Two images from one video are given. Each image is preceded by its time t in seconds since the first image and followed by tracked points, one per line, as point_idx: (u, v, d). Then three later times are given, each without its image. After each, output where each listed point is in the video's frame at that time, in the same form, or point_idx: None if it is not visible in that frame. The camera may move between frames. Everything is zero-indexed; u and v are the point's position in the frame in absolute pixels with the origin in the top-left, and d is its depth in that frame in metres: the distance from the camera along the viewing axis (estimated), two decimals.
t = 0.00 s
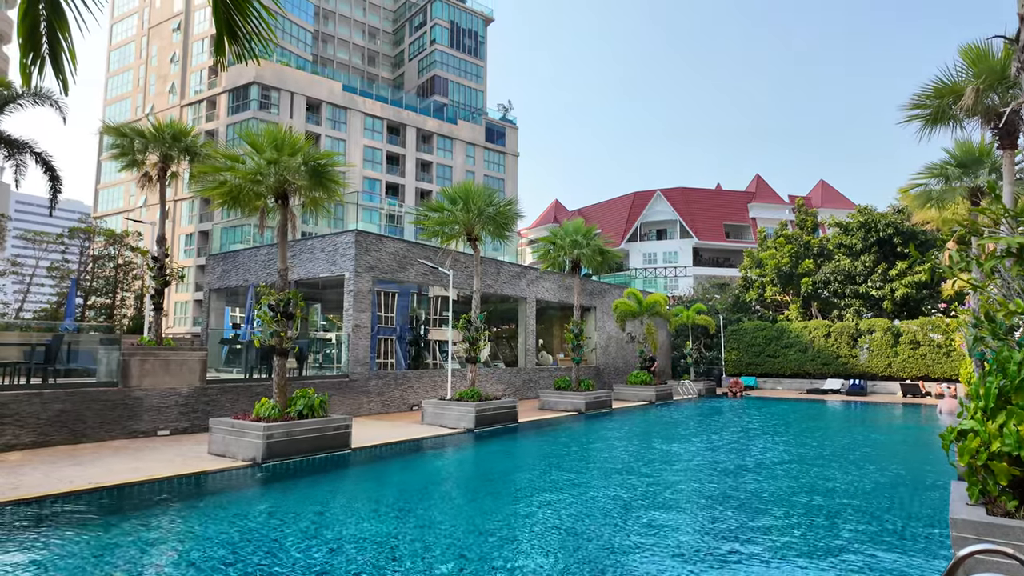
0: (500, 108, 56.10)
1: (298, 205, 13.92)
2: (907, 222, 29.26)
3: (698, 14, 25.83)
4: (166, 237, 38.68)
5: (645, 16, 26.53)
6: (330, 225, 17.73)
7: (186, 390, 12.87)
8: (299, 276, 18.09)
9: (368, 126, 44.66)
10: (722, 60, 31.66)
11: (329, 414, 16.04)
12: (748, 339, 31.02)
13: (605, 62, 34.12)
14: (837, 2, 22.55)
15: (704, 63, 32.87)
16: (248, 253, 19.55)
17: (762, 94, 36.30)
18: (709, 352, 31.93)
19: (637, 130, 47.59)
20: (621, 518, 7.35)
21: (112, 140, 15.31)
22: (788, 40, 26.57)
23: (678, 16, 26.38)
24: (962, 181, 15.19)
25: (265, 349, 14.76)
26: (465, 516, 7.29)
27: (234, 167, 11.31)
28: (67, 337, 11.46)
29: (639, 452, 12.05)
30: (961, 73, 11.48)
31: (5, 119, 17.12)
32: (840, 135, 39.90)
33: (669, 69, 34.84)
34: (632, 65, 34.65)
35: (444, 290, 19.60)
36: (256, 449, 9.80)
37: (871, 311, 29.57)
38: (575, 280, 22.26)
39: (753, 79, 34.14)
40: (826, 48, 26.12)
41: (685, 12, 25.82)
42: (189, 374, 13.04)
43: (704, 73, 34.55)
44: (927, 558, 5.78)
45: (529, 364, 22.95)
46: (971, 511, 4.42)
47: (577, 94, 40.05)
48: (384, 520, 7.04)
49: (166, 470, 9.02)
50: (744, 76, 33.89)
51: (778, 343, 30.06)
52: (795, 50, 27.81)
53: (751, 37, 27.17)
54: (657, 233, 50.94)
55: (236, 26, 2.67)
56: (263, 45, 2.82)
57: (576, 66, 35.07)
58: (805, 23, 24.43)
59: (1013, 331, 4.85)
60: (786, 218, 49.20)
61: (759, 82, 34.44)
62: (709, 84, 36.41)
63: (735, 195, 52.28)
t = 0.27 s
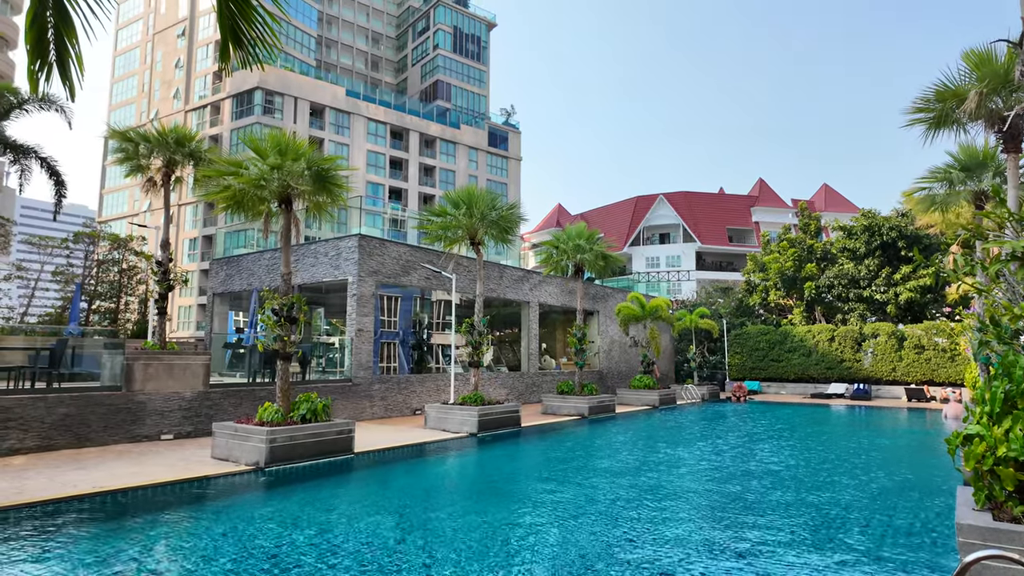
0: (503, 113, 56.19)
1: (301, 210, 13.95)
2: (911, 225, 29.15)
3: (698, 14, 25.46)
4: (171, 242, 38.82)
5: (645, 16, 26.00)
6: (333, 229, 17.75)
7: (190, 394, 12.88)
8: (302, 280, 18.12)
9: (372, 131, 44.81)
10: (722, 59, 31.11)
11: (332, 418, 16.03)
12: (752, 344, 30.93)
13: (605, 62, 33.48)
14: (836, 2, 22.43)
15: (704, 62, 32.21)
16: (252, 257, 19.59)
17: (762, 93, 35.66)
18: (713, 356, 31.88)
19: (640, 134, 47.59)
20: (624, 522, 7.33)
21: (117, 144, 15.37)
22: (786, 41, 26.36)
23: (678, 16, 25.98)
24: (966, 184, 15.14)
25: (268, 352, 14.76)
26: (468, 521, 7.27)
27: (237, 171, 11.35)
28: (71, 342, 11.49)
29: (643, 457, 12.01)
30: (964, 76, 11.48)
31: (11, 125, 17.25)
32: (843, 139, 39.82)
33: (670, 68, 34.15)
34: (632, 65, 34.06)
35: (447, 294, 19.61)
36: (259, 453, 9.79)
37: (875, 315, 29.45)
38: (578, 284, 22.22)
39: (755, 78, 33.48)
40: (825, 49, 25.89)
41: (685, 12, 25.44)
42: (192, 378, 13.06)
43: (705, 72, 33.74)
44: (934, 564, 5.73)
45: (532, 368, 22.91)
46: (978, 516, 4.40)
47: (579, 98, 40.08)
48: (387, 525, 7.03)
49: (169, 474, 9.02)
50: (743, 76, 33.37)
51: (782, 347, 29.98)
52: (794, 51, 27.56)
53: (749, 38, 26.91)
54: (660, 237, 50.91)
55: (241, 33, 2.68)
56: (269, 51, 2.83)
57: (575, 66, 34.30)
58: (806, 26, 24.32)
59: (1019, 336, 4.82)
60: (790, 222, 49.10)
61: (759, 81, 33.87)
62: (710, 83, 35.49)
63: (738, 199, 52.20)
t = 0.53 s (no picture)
0: (505, 116, 56.25)
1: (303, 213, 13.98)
2: (914, 228, 29.09)
3: (698, 14, 25.13)
4: (173, 245, 38.94)
5: (646, 16, 25.49)
6: (335, 232, 17.75)
7: (192, 397, 12.89)
8: (305, 284, 18.15)
9: (374, 135, 44.92)
10: (722, 60, 30.76)
11: (335, 421, 16.01)
12: (755, 347, 30.88)
13: (605, 62, 32.98)
14: (836, 2, 22.39)
15: (705, 62, 31.82)
16: (255, 260, 19.62)
17: (762, 93, 35.29)
18: (716, 360, 31.81)
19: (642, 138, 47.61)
20: (626, 526, 7.31)
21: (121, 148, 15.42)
22: (786, 41, 26.22)
23: (678, 16, 25.60)
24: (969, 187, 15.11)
25: (271, 356, 14.80)
26: (470, 524, 7.25)
27: (240, 174, 11.38)
28: (74, 345, 11.52)
29: (645, 460, 11.99)
30: (967, 79, 11.47)
31: (15, 129, 17.33)
32: (846, 141, 39.74)
33: (670, 68, 33.70)
34: (632, 65, 33.57)
35: (449, 298, 19.61)
36: (261, 457, 9.78)
37: (878, 318, 29.35)
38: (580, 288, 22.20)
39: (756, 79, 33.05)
40: (825, 48, 25.76)
41: (686, 12, 25.07)
42: (195, 382, 13.08)
43: (705, 71, 33.21)
44: (939, 568, 5.71)
45: (535, 371, 22.88)
46: (983, 519, 4.38)
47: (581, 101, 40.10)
48: (389, 528, 7.02)
49: (172, 477, 9.01)
50: (743, 76, 32.98)
51: (786, 350, 29.91)
52: (793, 51, 27.41)
53: (749, 39, 26.76)
54: (662, 240, 50.90)
55: (245, 35, 2.68)
56: (273, 53, 2.83)
57: (575, 66, 33.82)
58: (807, 27, 24.23)
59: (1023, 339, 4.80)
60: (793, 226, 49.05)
61: (760, 81, 33.55)
62: (711, 83, 35.04)
63: (741, 202, 52.15)
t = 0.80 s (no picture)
0: (505, 118, 56.25)
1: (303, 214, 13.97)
2: (915, 229, 29.10)
3: (700, 13, 24.95)
4: (174, 247, 38.97)
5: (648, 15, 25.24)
6: (335, 233, 17.73)
7: (192, 398, 12.88)
8: (305, 285, 18.13)
9: (374, 136, 44.94)
10: (724, 59, 30.50)
11: (335, 422, 16.01)
12: (755, 348, 30.90)
13: (606, 61, 32.64)
14: (836, 2, 22.20)
15: (705, 62, 31.61)
16: (255, 262, 19.60)
17: (762, 93, 34.94)
18: (716, 361, 31.85)
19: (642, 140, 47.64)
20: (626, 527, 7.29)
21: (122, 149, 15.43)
22: (786, 41, 26.11)
23: (681, 15, 25.38)
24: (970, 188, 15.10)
25: (271, 357, 14.83)
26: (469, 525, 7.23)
27: (240, 174, 11.37)
28: (74, 346, 11.57)
29: (645, 462, 11.97)
30: (967, 80, 11.48)
31: (16, 130, 17.34)
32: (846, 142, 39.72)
33: (670, 67, 33.41)
34: (634, 64, 33.25)
35: (450, 299, 19.61)
36: (261, 458, 9.76)
37: (879, 319, 29.36)
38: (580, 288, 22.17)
39: (756, 78, 32.78)
40: (825, 48, 25.63)
41: (688, 11, 24.86)
42: (195, 383, 13.10)
43: (705, 70, 32.89)
44: (940, 568, 5.72)
45: (535, 372, 22.87)
46: (985, 520, 4.36)
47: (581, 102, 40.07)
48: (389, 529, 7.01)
49: (171, 478, 9.00)
50: (743, 75, 32.72)
51: (786, 351, 29.91)
52: (793, 51, 27.27)
53: (749, 38, 26.62)
54: (662, 241, 50.92)
55: (244, 32, 2.67)
56: (273, 52, 2.83)
57: (577, 66, 33.57)
58: (807, 27, 24.13)
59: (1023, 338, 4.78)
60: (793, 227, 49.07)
61: (760, 81, 33.21)
62: (711, 83, 34.79)
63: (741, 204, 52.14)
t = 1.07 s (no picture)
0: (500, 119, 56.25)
1: (296, 215, 13.87)
2: (907, 231, 29.21)
3: (698, 14, 24.74)
4: (165, 247, 38.68)
5: (645, 16, 25.10)
6: (329, 234, 17.64)
7: (184, 400, 12.79)
8: (298, 285, 18.05)
9: (368, 137, 44.77)
10: (723, 59, 30.02)
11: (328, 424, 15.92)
12: (748, 349, 30.96)
13: (604, 61, 32.28)
14: (836, 2, 21.40)
15: (704, 62, 31.17)
16: (247, 262, 19.50)
17: (762, 93, 34.31)
18: (709, 362, 31.98)
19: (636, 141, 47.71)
20: (620, 527, 7.31)
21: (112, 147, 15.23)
22: (785, 41, 25.77)
23: (678, 16, 25.26)
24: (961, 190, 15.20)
25: (264, 358, 14.84)
26: (463, 526, 7.21)
27: (233, 174, 11.30)
28: (64, 347, 11.33)
29: (639, 462, 12.00)
30: (960, 83, 11.58)
31: (5, 129, 17.13)
32: (839, 145, 39.88)
33: (669, 67, 33.01)
34: (631, 65, 32.95)
35: (443, 299, 19.57)
36: (253, 459, 9.70)
37: (871, 321, 29.55)
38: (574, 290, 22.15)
39: (755, 78, 32.29)
40: (825, 48, 25.27)
41: (686, 12, 24.72)
42: (187, 384, 13.02)
43: (704, 70, 32.36)
44: (930, 567, 5.77)
45: (529, 374, 22.85)
46: (977, 519, 4.39)
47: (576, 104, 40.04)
48: (382, 530, 6.98)
49: (163, 479, 8.93)
50: (743, 76, 32.21)
51: (779, 353, 29.96)
52: (793, 51, 26.85)
53: (747, 39, 26.30)
54: (656, 243, 51.05)
55: (237, 28, 2.65)
56: (266, 49, 2.82)
57: (575, 66, 33.30)
58: (805, 29, 23.88)
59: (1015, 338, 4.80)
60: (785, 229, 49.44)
61: (761, 81, 32.62)
62: (710, 83, 34.31)
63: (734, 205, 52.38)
